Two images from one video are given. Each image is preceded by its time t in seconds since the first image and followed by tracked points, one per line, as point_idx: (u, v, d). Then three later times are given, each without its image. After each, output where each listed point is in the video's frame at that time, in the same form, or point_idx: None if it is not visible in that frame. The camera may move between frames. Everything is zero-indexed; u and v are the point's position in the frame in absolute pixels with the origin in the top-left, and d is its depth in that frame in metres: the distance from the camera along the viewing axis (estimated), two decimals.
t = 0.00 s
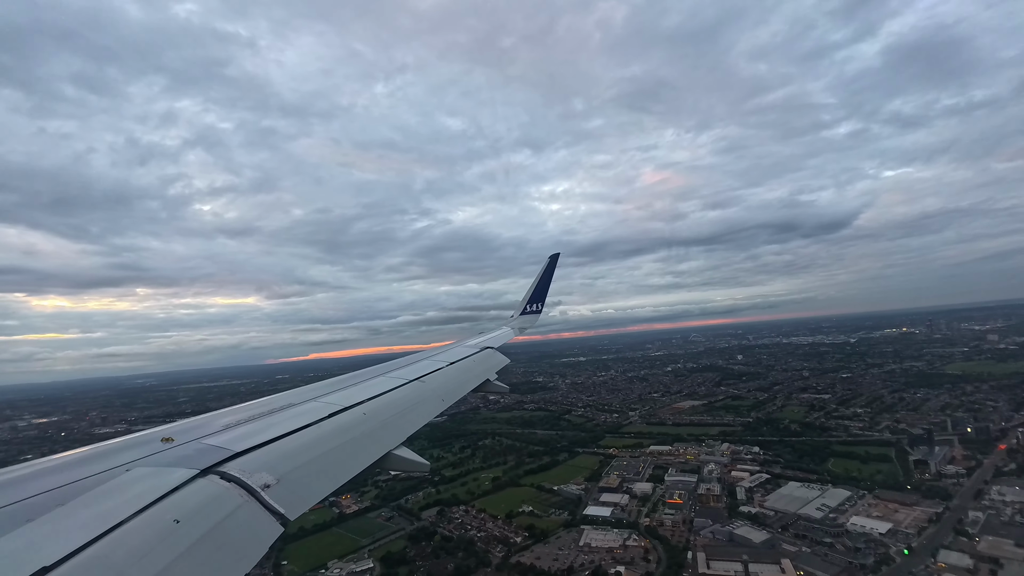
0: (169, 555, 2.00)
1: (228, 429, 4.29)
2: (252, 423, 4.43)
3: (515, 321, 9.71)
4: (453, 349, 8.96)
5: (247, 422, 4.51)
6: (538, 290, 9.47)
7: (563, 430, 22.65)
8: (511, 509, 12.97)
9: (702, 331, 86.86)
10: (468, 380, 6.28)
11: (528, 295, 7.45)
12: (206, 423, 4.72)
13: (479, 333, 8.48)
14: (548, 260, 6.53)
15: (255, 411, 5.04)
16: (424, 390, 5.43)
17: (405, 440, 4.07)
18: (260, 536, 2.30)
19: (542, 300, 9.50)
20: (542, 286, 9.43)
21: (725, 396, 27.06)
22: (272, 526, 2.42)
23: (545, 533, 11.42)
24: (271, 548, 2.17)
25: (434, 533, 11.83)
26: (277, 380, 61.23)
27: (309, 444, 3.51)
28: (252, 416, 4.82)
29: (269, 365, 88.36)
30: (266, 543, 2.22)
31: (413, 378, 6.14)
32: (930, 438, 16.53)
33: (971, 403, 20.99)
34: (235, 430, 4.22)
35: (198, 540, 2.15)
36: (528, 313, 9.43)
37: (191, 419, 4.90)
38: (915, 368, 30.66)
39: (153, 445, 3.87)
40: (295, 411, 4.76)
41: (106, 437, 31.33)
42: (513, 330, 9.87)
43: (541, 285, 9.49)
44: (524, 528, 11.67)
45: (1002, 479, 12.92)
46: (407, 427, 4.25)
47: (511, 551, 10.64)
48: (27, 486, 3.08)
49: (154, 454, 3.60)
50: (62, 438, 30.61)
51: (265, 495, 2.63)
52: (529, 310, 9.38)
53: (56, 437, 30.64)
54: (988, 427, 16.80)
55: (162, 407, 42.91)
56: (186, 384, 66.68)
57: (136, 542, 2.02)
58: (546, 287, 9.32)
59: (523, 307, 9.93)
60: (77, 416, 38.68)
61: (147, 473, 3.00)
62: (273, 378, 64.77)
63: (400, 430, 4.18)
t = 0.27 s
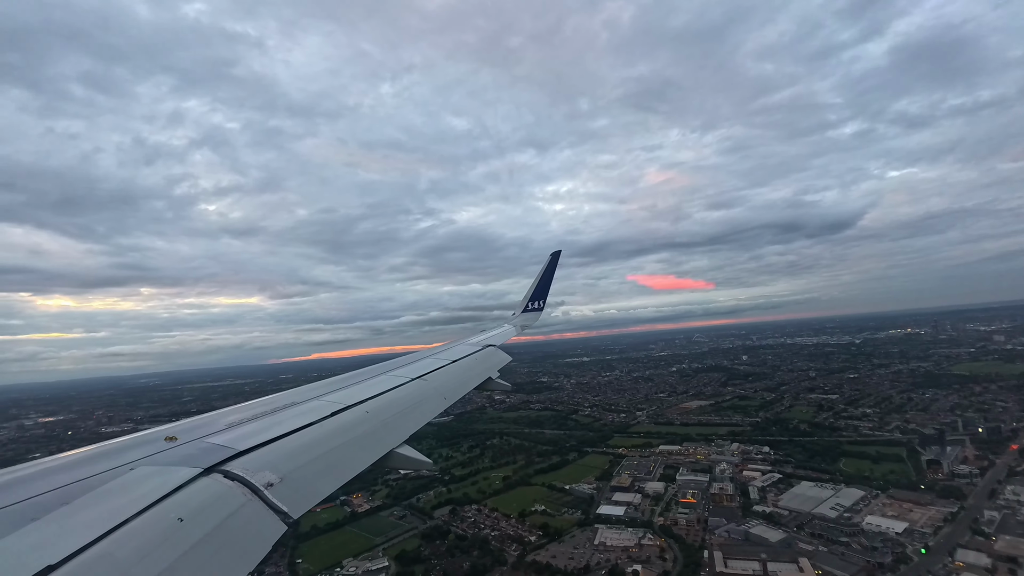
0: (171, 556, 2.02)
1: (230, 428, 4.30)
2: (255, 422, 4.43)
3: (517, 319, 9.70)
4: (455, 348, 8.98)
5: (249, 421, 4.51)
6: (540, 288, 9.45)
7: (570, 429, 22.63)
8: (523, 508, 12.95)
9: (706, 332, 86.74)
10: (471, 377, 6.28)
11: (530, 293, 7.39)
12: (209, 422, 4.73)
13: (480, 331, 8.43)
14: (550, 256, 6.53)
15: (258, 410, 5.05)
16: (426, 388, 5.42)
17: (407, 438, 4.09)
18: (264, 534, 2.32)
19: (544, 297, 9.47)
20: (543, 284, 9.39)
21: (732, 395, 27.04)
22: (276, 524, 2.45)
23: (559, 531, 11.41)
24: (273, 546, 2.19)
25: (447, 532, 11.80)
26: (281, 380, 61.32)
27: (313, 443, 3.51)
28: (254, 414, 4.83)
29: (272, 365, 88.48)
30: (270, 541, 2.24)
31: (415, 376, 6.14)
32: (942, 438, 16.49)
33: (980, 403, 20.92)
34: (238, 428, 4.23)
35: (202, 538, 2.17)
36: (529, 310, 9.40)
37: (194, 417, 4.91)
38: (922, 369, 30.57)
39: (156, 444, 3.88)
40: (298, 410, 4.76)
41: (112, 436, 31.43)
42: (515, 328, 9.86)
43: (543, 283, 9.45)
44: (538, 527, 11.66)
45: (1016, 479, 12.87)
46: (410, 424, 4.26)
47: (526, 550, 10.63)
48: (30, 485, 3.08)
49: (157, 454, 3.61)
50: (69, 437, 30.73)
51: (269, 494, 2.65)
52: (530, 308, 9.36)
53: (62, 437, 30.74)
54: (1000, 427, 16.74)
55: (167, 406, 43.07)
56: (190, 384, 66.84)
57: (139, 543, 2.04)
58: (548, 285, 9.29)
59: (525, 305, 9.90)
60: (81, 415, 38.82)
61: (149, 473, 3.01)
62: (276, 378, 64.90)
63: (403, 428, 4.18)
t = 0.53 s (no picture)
0: (177, 551, 2.08)
1: (235, 426, 4.37)
2: (260, 420, 4.49)
3: (520, 318, 9.68)
4: (460, 347, 8.99)
5: (254, 419, 4.57)
6: (543, 288, 9.44)
7: (579, 430, 22.58)
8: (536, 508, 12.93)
9: (711, 333, 86.45)
10: (474, 377, 6.32)
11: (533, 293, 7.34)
12: (214, 420, 4.80)
13: (482, 331, 8.43)
14: (554, 254, 6.53)
15: (262, 409, 5.11)
16: (429, 387, 5.47)
17: (410, 437, 4.12)
18: (268, 532, 2.38)
19: (548, 297, 9.47)
20: (547, 284, 9.39)
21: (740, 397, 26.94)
22: (279, 522, 2.51)
23: (573, 531, 11.39)
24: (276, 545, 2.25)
25: (461, 531, 11.78)
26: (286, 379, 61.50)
27: (316, 442, 3.56)
28: (259, 413, 4.89)
29: (277, 365, 88.66)
30: (273, 540, 2.30)
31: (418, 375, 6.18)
32: (956, 441, 16.39)
33: (992, 405, 20.75)
34: (242, 427, 4.30)
35: (207, 536, 2.23)
36: (532, 311, 9.39)
37: (199, 416, 4.98)
38: (932, 371, 30.33)
39: (162, 441, 3.94)
40: (301, 408, 4.82)
41: (121, 433, 31.65)
42: (518, 328, 9.84)
43: (546, 282, 9.43)
44: (551, 527, 11.65)
45: None
46: (412, 424, 4.31)
47: (540, 549, 10.61)
48: (40, 482, 3.15)
49: (163, 452, 3.68)
50: (78, 434, 30.92)
51: (273, 493, 2.71)
52: (533, 308, 9.35)
53: (72, 434, 30.99)
54: (1014, 430, 16.60)
55: (174, 404, 43.29)
56: (196, 382, 67.14)
57: (147, 539, 2.11)
58: (551, 284, 9.28)
59: (528, 304, 9.89)
60: (90, 413, 39.11)
61: (155, 471, 3.07)
62: (282, 377, 65.13)
63: (406, 428, 4.22)
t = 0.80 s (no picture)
0: (183, 550, 2.08)
1: (239, 426, 4.36)
2: (265, 420, 4.48)
3: (523, 318, 9.68)
4: (463, 347, 9.00)
5: (258, 419, 4.57)
6: (547, 288, 9.43)
7: (589, 430, 22.54)
8: (549, 507, 12.91)
9: (716, 335, 86.16)
10: (478, 377, 6.30)
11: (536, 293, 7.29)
12: (219, 419, 4.81)
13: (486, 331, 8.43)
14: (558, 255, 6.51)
15: (266, 408, 5.10)
16: (433, 387, 5.46)
17: (414, 438, 4.11)
18: (272, 531, 2.38)
19: (551, 297, 9.46)
20: (550, 284, 9.38)
21: (749, 398, 26.83)
22: (284, 522, 2.49)
23: (588, 531, 11.36)
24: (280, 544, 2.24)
25: (475, 530, 11.76)
26: (291, 378, 61.72)
27: (319, 443, 3.55)
28: (263, 412, 4.89)
29: (282, 364, 89.01)
30: (277, 539, 2.29)
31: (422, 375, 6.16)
32: (970, 443, 16.26)
33: (1005, 408, 20.57)
34: (247, 426, 4.29)
35: (211, 534, 2.23)
36: (536, 311, 9.38)
37: (204, 416, 4.98)
38: (941, 373, 30.12)
39: (167, 441, 3.94)
40: (305, 408, 4.81)
41: (129, 430, 31.86)
42: (521, 328, 9.84)
43: (550, 282, 9.41)
44: (565, 527, 11.62)
45: None
46: (416, 424, 4.29)
47: (556, 549, 10.57)
48: (46, 482, 3.16)
49: (168, 451, 3.68)
50: (87, 432, 31.19)
51: (278, 491, 2.71)
52: (537, 308, 9.33)
53: (81, 431, 31.22)
54: None
55: (181, 402, 43.55)
56: (202, 381, 67.48)
57: (152, 538, 2.10)
58: (555, 284, 9.26)
59: (531, 305, 9.88)
60: (99, 410, 39.41)
61: (159, 471, 3.07)
62: (287, 376, 65.37)
63: (410, 429, 4.20)
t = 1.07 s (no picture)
0: (188, 549, 2.12)
1: (244, 426, 4.40)
2: (270, 420, 4.51)
3: (527, 319, 9.68)
4: (467, 347, 9.01)
5: (263, 419, 4.60)
6: (551, 288, 9.42)
7: (598, 430, 22.49)
8: (562, 507, 12.90)
9: (722, 336, 85.83)
10: (481, 377, 6.32)
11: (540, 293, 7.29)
12: (224, 419, 4.85)
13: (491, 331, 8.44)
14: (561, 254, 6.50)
15: (270, 408, 5.13)
16: (436, 387, 5.49)
17: (417, 438, 4.14)
18: (276, 531, 2.41)
19: (555, 298, 9.46)
20: (554, 285, 9.38)
21: (757, 399, 26.73)
22: (288, 523, 2.53)
23: (603, 531, 11.34)
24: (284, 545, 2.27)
25: (489, 529, 11.74)
26: (297, 377, 61.95)
27: (322, 443, 3.58)
28: (268, 412, 4.92)
29: (287, 364, 89.31)
30: (281, 539, 2.32)
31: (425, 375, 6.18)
32: (985, 445, 16.13)
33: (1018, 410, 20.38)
34: (252, 426, 4.33)
35: (216, 534, 2.26)
36: (539, 311, 9.38)
37: (209, 416, 5.02)
38: (951, 375, 29.87)
39: (174, 441, 3.98)
40: (310, 408, 4.84)
41: (139, 427, 32.10)
42: (525, 329, 9.84)
43: (553, 282, 9.41)
44: (580, 526, 11.61)
45: None
46: (419, 424, 4.32)
47: (571, 549, 10.56)
48: (54, 481, 3.20)
49: (174, 450, 3.72)
50: (96, 430, 31.41)
51: (283, 491, 2.74)
52: (541, 308, 9.33)
53: (91, 429, 31.48)
54: None
55: (189, 401, 43.82)
56: (208, 380, 67.86)
57: (160, 537, 2.14)
58: (559, 285, 9.26)
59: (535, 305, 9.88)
60: (108, 408, 39.71)
61: (165, 470, 3.10)
62: (293, 375, 65.60)
63: (413, 429, 4.23)
